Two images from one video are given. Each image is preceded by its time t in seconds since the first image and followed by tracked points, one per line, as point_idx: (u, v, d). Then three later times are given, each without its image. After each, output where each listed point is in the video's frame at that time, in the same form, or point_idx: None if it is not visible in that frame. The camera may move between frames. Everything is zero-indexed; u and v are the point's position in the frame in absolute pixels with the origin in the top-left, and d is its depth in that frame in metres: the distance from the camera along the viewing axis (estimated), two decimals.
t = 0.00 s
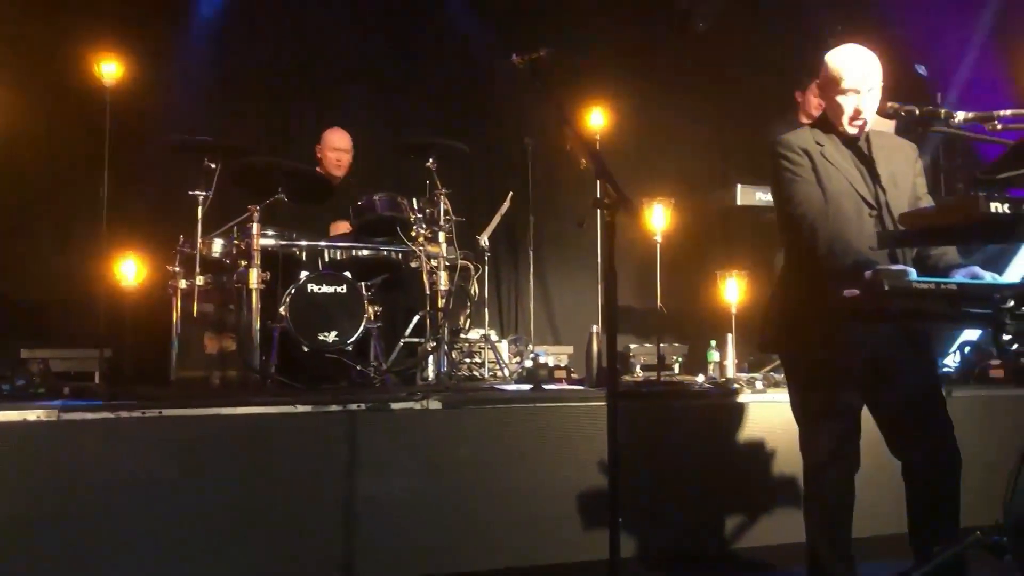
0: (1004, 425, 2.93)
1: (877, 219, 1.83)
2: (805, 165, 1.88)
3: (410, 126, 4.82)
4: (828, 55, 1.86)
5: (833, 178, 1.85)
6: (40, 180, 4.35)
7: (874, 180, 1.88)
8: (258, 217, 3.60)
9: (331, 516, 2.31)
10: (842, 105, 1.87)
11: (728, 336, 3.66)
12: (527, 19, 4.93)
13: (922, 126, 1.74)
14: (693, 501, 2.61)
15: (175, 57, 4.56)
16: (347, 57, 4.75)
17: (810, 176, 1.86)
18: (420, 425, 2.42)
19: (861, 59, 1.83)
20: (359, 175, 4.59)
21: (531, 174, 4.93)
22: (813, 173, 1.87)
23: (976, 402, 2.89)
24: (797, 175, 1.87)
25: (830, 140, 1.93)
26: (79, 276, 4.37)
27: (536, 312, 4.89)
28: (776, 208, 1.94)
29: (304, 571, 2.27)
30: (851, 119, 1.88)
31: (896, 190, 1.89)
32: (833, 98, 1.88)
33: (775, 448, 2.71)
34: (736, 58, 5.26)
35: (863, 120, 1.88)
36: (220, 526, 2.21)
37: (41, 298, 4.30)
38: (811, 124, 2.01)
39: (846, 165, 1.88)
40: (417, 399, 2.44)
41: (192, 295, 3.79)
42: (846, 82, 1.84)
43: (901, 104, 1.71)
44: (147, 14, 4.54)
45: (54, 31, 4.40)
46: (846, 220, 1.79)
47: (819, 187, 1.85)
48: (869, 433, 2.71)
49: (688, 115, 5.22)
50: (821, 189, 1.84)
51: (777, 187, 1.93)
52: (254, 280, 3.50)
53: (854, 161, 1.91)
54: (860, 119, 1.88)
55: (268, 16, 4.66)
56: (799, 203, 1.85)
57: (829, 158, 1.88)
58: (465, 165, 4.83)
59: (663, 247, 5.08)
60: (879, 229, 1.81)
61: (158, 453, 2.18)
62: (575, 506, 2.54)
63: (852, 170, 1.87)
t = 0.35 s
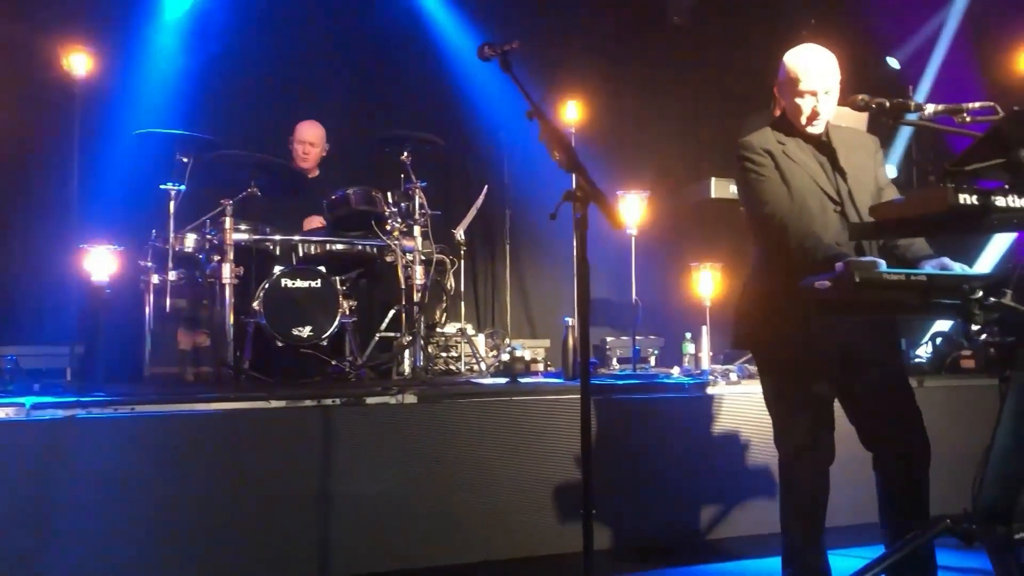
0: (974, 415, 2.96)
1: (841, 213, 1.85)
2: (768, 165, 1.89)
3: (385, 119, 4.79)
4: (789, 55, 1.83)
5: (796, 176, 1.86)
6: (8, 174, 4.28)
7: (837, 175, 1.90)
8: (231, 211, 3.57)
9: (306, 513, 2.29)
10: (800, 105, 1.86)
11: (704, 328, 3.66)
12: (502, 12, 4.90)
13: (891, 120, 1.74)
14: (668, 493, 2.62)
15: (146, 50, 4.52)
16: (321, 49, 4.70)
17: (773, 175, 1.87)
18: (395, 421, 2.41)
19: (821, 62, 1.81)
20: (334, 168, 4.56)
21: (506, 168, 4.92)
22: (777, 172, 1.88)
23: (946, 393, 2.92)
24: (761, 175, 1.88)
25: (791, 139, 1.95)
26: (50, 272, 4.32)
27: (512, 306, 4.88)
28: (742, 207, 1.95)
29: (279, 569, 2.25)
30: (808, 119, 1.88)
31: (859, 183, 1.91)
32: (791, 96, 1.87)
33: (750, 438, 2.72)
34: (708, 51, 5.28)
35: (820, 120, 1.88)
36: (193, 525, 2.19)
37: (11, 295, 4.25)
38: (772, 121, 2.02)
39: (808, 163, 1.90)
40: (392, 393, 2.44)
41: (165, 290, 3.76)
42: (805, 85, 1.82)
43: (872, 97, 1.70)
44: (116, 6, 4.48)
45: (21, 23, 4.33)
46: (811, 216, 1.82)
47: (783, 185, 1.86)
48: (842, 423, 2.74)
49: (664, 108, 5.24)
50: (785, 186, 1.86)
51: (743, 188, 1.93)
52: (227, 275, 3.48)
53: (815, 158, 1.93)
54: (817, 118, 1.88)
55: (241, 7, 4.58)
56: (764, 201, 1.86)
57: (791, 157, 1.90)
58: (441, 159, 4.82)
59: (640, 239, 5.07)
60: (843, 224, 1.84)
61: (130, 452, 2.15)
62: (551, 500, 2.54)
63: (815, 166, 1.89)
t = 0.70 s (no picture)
0: (949, 407, 2.99)
1: (820, 205, 1.84)
2: (746, 160, 1.88)
3: (362, 112, 4.76)
4: (764, 45, 1.88)
5: (774, 170, 1.86)
6: None
7: (815, 168, 1.90)
8: (206, 204, 3.53)
9: (281, 507, 2.27)
10: (777, 92, 1.88)
11: (682, 320, 3.67)
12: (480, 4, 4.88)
13: (867, 112, 1.73)
14: (647, 486, 2.62)
15: (121, 39, 4.44)
16: (297, 40, 4.65)
17: (751, 170, 1.87)
18: (372, 415, 2.39)
19: (793, 48, 1.86)
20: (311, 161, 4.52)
21: (484, 161, 4.90)
22: (755, 167, 1.87)
23: (920, 384, 2.95)
24: (739, 170, 1.88)
25: (770, 130, 1.94)
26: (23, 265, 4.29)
27: (491, 299, 4.87)
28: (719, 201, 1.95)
29: (255, 563, 2.24)
30: (786, 106, 1.89)
31: (836, 176, 1.91)
32: (767, 86, 1.90)
33: (728, 429, 2.73)
34: (687, 44, 5.27)
35: (797, 108, 1.89)
36: (170, 521, 2.16)
37: None
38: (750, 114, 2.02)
39: (787, 155, 1.89)
40: (370, 387, 2.43)
41: (139, 284, 3.71)
42: (779, 70, 1.85)
43: (848, 89, 1.70)
44: None
45: None
46: (787, 210, 1.82)
47: (761, 180, 1.86)
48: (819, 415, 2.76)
49: (643, 102, 5.24)
50: (763, 181, 1.85)
51: (721, 182, 1.92)
52: (201, 269, 3.44)
53: (794, 150, 1.92)
54: (795, 106, 1.89)
55: None
56: (742, 196, 1.85)
57: (770, 150, 1.88)
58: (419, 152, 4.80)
59: (619, 231, 5.07)
60: (821, 216, 1.82)
61: (105, 447, 2.12)
62: (529, 494, 2.54)
63: (793, 159, 1.88)
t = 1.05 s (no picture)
0: (924, 399, 3.01)
1: (799, 197, 1.86)
2: (732, 146, 1.88)
3: (342, 103, 4.73)
4: (754, 32, 1.87)
5: (758, 159, 1.86)
6: None
7: (796, 158, 1.92)
8: (183, 194, 3.50)
9: (260, 499, 2.26)
10: (764, 81, 1.88)
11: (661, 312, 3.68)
12: None
13: (847, 105, 1.74)
14: (626, 478, 2.62)
15: (96, 28, 4.39)
16: (277, 29, 4.62)
17: (737, 158, 1.86)
18: (351, 406, 2.37)
19: (783, 38, 1.84)
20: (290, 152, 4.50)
21: (466, 153, 4.89)
22: (740, 153, 1.87)
23: (897, 376, 2.97)
24: (725, 157, 1.87)
25: (756, 116, 1.94)
26: None
27: (471, 291, 4.86)
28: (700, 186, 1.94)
29: (233, 555, 2.22)
30: (773, 95, 1.89)
31: (817, 167, 1.93)
32: (754, 74, 1.89)
33: (706, 420, 2.74)
34: (667, 37, 5.28)
35: (785, 96, 1.89)
36: (146, 513, 2.15)
37: None
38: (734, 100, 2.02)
39: (771, 142, 1.90)
40: (349, 378, 2.41)
41: (116, 276, 3.70)
42: (767, 58, 1.85)
43: (827, 81, 1.70)
44: None
45: None
46: (769, 200, 1.82)
47: (745, 168, 1.85)
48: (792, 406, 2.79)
49: (624, 93, 5.25)
50: (747, 171, 1.85)
51: (703, 168, 1.92)
52: (179, 260, 3.40)
53: (778, 137, 1.93)
54: (782, 94, 1.89)
55: None
56: (726, 184, 1.85)
57: (755, 137, 1.89)
58: (399, 143, 4.78)
59: (599, 223, 5.09)
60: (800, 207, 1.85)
61: (79, 439, 2.10)
62: (509, 486, 2.54)
63: (777, 148, 1.89)
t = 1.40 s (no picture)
0: (903, 395, 3.03)
1: (785, 190, 1.88)
2: (720, 135, 1.88)
3: (324, 98, 4.71)
4: (740, 21, 1.92)
5: (746, 151, 1.87)
6: None
7: (783, 149, 1.93)
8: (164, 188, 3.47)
9: (240, 495, 2.25)
10: (752, 68, 1.92)
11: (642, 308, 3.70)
12: None
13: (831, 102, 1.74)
14: (607, 473, 2.63)
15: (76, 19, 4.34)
16: (259, 23, 4.59)
17: (725, 149, 1.86)
18: (333, 402, 2.36)
19: (769, 24, 1.90)
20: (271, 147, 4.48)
21: (449, 149, 4.89)
22: (728, 143, 1.87)
23: (877, 372, 2.99)
24: (713, 146, 1.87)
25: (744, 104, 1.95)
26: None
27: (453, 287, 4.86)
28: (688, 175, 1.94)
29: (213, 550, 2.21)
30: (762, 83, 1.93)
31: (803, 159, 1.94)
32: (742, 61, 1.94)
33: (688, 416, 2.75)
34: (650, 33, 5.30)
35: (773, 84, 1.94)
36: (125, 508, 2.14)
37: None
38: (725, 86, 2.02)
39: (758, 132, 1.90)
40: (331, 373, 2.38)
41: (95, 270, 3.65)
42: (755, 46, 1.90)
43: (807, 78, 1.71)
44: None
45: None
46: (755, 193, 1.84)
47: (732, 159, 1.86)
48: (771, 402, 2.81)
49: (607, 88, 5.25)
50: (734, 161, 1.86)
51: (690, 155, 1.92)
52: (160, 254, 3.38)
53: (765, 127, 1.94)
54: (771, 81, 1.93)
55: None
56: (712, 175, 1.85)
57: (744, 127, 1.89)
58: (381, 139, 4.77)
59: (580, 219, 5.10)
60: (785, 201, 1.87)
61: (58, 433, 2.08)
62: (491, 481, 2.53)
63: (764, 139, 1.89)
